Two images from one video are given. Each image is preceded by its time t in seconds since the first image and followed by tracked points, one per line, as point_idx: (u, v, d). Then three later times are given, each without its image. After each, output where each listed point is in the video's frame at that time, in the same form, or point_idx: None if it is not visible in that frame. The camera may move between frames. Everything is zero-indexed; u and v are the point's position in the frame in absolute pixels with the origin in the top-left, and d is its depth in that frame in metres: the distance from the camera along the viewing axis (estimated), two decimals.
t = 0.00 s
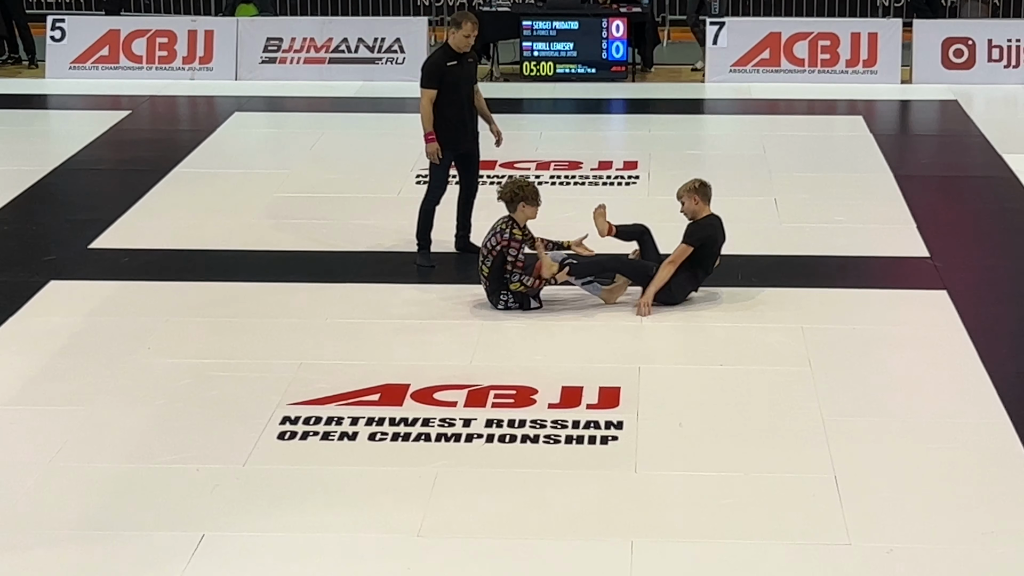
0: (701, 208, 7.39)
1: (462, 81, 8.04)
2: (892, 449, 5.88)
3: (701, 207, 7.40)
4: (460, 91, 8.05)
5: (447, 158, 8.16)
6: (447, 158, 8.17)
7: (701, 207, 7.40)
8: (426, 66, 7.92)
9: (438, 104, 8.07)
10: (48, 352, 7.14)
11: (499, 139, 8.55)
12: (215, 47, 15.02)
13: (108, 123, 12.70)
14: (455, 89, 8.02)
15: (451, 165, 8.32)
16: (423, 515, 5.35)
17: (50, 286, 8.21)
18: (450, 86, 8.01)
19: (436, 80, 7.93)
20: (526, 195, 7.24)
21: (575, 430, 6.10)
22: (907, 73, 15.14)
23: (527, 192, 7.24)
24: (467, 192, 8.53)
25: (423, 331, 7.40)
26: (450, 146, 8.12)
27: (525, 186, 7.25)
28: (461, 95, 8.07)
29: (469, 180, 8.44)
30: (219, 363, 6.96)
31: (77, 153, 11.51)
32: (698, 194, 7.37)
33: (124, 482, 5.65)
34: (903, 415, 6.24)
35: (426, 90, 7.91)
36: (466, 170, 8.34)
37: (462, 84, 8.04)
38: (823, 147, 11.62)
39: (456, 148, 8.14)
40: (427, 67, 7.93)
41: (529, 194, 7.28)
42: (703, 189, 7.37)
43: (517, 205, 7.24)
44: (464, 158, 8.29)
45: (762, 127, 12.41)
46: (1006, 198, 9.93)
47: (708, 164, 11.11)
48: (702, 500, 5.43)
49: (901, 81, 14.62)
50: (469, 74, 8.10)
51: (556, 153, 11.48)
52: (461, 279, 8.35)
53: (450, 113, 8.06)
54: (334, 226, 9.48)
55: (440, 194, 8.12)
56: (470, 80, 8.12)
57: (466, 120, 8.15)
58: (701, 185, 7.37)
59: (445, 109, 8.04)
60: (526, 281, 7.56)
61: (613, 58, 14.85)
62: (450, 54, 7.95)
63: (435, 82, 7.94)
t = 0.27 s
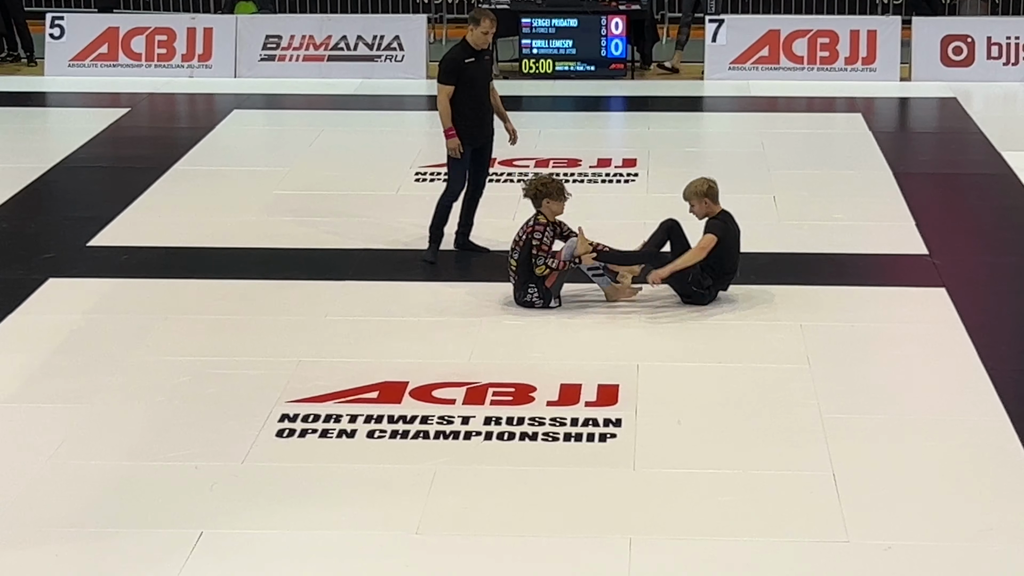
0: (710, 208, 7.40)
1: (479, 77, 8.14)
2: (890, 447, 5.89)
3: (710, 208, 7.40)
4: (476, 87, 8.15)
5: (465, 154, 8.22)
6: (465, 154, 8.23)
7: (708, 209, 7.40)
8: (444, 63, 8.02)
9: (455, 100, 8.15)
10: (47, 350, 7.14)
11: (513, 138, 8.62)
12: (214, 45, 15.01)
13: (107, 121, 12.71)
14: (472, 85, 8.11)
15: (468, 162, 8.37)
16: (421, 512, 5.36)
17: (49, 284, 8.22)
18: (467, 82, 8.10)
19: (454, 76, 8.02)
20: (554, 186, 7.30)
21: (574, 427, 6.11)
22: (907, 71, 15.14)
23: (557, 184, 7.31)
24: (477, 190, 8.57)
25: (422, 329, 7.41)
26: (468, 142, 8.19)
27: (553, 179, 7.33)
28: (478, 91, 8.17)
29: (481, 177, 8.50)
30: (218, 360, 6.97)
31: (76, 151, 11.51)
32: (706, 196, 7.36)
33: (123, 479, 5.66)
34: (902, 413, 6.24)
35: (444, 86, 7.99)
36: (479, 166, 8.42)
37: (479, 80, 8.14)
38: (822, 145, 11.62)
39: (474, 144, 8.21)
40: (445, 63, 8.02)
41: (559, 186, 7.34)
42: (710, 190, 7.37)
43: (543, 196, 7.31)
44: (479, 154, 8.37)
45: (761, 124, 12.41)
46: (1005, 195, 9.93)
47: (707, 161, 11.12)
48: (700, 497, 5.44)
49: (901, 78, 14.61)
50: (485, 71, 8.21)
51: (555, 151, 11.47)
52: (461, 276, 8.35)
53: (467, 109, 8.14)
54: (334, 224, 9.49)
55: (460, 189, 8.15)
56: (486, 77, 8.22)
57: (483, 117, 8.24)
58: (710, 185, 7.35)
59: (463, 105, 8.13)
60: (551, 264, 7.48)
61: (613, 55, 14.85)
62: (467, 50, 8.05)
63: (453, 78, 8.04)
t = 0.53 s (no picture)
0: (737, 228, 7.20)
1: (493, 77, 8.14)
2: (888, 447, 5.89)
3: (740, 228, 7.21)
4: (490, 86, 8.15)
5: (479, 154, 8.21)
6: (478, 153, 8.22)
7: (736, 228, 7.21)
8: (459, 61, 8.02)
9: (469, 99, 8.15)
10: (46, 350, 7.14)
11: (517, 141, 8.63)
12: (213, 45, 15.01)
13: (106, 121, 12.71)
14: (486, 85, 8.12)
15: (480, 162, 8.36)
16: (419, 512, 5.36)
17: (47, 284, 8.22)
18: (481, 81, 8.10)
19: (469, 75, 8.02)
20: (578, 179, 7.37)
21: (572, 427, 6.12)
22: (906, 71, 15.15)
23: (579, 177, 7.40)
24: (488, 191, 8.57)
25: (420, 329, 7.41)
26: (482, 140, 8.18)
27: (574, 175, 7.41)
28: (491, 91, 8.17)
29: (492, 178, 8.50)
30: (217, 360, 6.97)
31: (75, 151, 11.51)
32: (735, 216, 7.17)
33: (121, 479, 5.66)
34: (900, 413, 6.25)
35: (460, 83, 7.98)
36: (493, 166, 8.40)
37: (493, 80, 8.15)
38: (820, 145, 11.62)
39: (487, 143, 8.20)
40: (460, 62, 8.02)
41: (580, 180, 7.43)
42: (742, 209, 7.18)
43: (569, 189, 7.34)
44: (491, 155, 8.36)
45: (759, 124, 12.43)
46: (1002, 196, 9.94)
47: (706, 162, 11.13)
48: (699, 497, 5.44)
49: (899, 79, 14.62)
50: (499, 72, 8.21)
51: (553, 151, 11.47)
52: (460, 277, 8.36)
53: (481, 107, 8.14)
54: (332, 224, 9.49)
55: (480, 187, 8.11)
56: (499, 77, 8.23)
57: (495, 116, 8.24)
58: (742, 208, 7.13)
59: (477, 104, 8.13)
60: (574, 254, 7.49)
61: (611, 56, 14.87)
62: (481, 50, 8.06)
63: (468, 76, 8.03)
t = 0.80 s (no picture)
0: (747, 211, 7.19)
1: (512, 78, 8.16)
2: (885, 446, 5.89)
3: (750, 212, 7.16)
4: (509, 86, 8.16)
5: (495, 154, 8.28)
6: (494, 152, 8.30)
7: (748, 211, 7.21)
8: (479, 63, 8.01)
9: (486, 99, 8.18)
10: (43, 348, 7.13)
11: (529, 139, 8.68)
12: (210, 42, 14.99)
13: (104, 118, 12.70)
14: (505, 86, 8.13)
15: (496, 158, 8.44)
16: (417, 510, 5.36)
17: (45, 282, 8.21)
18: (501, 82, 8.11)
19: (489, 77, 8.03)
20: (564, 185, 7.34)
21: (570, 426, 6.11)
22: (903, 70, 15.16)
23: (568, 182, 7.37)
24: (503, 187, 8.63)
25: (418, 327, 7.40)
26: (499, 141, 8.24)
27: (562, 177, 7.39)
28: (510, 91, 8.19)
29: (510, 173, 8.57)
30: (214, 359, 6.96)
31: (72, 149, 11.50)
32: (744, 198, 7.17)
33: (119, 477, 5.65)
34: (897, 411, 6.25)
35: (479, 86, 8.00)
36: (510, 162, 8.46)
37: (511, 81, 8.16)
38: (818, 144, 11.63)
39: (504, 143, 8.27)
40: (480, 63, 8.02)
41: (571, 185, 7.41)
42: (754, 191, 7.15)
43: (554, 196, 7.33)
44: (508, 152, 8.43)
45: (757, 123, 12.43)
46: (1000, 194, 9.94)
47: (703, 160, 11.13)
48: (697, 496, 5.44)
49: (898, 77, 14.62)
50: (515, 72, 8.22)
51: (551, 149, 11.47)
52: (458, 275, 8.36)
53: (500, 108, 8.17)
54: (330, 222, 9.48)
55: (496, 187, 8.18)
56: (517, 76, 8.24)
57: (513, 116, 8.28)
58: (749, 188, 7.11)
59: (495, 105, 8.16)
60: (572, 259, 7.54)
61: (609, 54, 14.85)
62: (501, 51, 8.04)
63: (488, 78, 8.04)
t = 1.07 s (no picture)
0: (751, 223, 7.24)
1: (534, 78, 8.14)
2: (885, 447, 5.89)
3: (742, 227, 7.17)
4: (532, 87, 8.14)
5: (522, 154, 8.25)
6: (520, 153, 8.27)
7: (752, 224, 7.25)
8: (502, 65, 7.97)
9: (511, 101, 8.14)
10: (42, 349, 7.13)
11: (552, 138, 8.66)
12: (210, 44, 14.99)
13: (103, 120, 12.70)
14: (528, 86, 8.11)
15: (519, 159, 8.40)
16: (417, 511, 5.36)
17: (44, 283, 8.21)
18: (525, 83, 8.08)
19: (513, 79, 8.00)
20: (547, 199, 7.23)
21: (570, 427, 6.11)
22: (903, 71, 15.16)
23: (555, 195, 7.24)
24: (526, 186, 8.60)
25: (418, 329, 7.40)
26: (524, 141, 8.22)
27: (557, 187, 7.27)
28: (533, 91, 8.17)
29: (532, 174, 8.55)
30: (214, 360, 6.96)
31: (72, 150, 11.50)
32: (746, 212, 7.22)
33: (119, 478, 5.65)
34: (897, 413, 6.25)
35: (505, 88, 7.96)
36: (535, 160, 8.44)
37: (533, 80, 8.14)
38: (818, 145, 11.63)
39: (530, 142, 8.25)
40: (503, 66, 7.98)
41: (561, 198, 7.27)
42: (752, 211, 7.17)
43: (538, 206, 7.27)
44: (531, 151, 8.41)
45: (756, 124, 12.43)
46: (999, 196, 9.94)
47: (703, 161, 11.13)
48: (697, 497, 5.44)
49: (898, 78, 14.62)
50: (536, 71, 8.20)
51: (551, 150, 11.46)
52: (458, 276, 8.35)
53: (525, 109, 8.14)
54: (330, 223, 9.49)
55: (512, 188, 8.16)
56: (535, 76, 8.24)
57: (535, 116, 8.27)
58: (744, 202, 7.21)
59: (520, 105, 8.13)
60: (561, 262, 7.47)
61: (609, 56, 14.85)
62: (524, 52, 8.02)
63: (512, 80, 8.01)
